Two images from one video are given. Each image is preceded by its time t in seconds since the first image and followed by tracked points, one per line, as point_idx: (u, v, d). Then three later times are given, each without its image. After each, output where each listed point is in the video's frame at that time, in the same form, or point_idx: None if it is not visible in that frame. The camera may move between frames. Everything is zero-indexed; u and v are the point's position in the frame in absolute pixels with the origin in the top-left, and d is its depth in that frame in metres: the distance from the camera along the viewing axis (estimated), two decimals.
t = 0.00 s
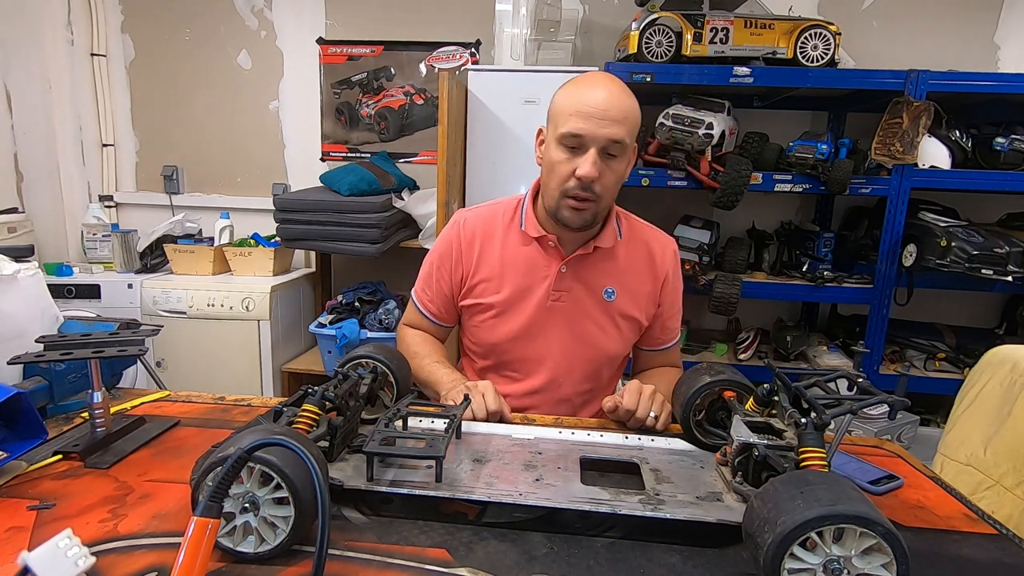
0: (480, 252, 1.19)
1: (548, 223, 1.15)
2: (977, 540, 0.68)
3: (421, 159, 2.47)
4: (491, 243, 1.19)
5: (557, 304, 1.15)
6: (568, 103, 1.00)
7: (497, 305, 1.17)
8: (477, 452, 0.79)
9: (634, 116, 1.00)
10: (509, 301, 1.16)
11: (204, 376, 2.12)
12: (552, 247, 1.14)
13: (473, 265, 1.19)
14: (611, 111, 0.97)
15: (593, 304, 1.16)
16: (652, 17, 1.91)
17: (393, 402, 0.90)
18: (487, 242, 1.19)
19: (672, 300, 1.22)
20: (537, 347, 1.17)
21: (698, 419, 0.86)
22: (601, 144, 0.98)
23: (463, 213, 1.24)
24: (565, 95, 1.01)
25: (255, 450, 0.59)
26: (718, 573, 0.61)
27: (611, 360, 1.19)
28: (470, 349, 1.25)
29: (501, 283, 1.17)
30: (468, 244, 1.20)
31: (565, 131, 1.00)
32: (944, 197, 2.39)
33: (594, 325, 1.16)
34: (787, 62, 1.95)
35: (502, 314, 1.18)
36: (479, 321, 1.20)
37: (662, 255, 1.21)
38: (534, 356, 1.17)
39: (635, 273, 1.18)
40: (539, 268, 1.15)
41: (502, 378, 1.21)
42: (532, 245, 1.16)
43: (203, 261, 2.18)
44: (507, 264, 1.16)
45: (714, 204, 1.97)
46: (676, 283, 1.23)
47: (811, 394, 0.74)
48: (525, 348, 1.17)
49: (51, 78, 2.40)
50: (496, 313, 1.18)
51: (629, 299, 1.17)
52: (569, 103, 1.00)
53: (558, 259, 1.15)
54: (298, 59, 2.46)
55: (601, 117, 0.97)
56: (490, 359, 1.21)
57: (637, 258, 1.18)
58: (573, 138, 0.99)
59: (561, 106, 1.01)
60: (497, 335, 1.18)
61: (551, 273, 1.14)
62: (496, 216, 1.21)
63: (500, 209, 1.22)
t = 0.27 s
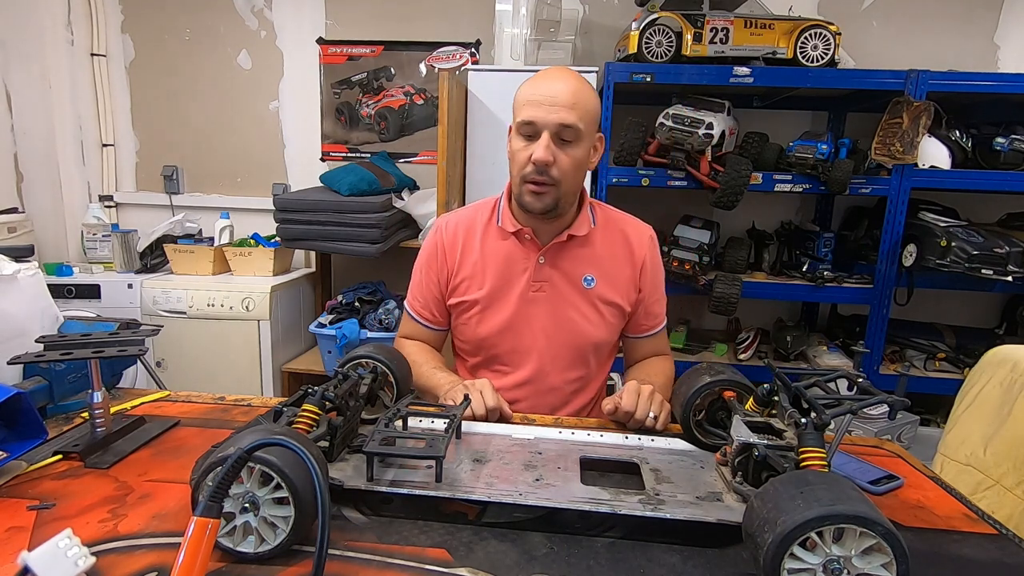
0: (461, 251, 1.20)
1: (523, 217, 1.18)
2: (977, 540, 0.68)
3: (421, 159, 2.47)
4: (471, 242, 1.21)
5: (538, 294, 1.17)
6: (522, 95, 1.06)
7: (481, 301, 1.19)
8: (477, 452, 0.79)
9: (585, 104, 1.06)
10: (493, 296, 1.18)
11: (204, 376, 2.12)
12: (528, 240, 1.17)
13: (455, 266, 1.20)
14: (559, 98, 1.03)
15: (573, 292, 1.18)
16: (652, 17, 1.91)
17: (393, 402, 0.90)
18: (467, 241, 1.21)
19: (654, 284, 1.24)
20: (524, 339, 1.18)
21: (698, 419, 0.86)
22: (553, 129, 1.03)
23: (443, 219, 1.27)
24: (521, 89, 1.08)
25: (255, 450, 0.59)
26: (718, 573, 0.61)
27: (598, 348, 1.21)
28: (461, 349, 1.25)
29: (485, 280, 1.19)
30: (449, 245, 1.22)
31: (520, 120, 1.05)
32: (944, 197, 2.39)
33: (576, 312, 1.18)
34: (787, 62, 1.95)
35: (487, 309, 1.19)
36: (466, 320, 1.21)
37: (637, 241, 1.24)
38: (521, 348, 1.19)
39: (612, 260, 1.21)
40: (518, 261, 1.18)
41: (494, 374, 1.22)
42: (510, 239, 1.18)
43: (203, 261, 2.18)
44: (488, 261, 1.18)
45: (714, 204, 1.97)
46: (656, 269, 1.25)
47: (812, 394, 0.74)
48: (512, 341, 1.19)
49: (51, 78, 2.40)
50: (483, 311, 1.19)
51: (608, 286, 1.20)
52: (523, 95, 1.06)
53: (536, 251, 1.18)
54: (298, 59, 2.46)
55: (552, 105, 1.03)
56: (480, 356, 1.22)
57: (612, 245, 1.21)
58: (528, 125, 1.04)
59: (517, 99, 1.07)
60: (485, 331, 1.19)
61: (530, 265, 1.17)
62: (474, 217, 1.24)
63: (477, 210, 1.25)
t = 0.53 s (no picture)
0: (447, 254, 1.21)
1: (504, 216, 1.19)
2: (977, 540, 0.68)
3: (421, 160, 2.47)
4: (456, 244, 1.21)
5: (525, 292, 1.18)
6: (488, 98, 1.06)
7: (470, 302, 1.19)
8: (477, 452, 0.79)
9: (551, 103, 1.06)
10: (481, 296, 1.19)
11: (204, 376, 2.12)
12: (512, 238, 1.18)
13: (442, 269, 1.21)
14: (524, 98, 1.03)
15: (560, 288, 1.19)
16: (652, 17, 1.91)
17: (393, 402, 0.90)
18: (453, 245, 1.21)
19: (641, 276, 1.24)
20: (514, 337, 1.18)
21: (698, 419, 0.86)
22: (519, 128, 1.04)
23: (428, 225, 1.27)
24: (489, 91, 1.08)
25: (255, 450, 0.59)
26: (718, 573, 0.61)
27: (588, 342, 1.21)
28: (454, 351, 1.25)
29: (472, 281, 1.19)
30: (435, 249, 1.22)
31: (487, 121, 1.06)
32: (944, 197, 2.39)
33: (565, 307, 1.19)
34: (786, 62, 1.95)
35: (477, 308, 1.19)
36: (456, 321, 1.21)
37: (620, 232, 1.24)
38: (512, 345, 1.19)
39: (596, 255, 1.21)
40: (503, 260, 1.18)
41: (487, 373, 1.22)
42: (494, 239, 1.19)
43: (203, 261, 2.18)
44: (474, 261, 1.19)
45: (714, 204, 1.97)
46: (641, 259, 1.25)
47: (811, 394, 0.74)
48: (503, 340, 1.19)
49: (51, 77, 2.39)
50: (472, 311, 1.19)
51: (595, 279, 1.20)
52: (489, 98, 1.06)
53: (520, 249, 1.18)
54: (298, 59, 2.46)
55: (517, 105, 1.03)
56: (473, 356, 1.22)
57: (596, 240, 1.22)
58: (494, 126, 1.04)
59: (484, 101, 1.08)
60: (476, 331, 1.19)
61: (516, 263, 1.18)
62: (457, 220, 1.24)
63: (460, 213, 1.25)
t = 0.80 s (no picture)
0: (440, 257, 1.21)
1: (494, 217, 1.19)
2: (977, 540, 0.68)
3: (421, 160, 2.47)
4: (449, 247, 1.21)
5: (518, 292, 1.18)
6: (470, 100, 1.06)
7: (463, 304, 1.19)
8: (477, 452, 0.79)
9: (532, 103, 1.05)
10: (474, 298, 1.19)
11: (205, 376, 2.12)
12: (503, 239, 1.18)
13: (436, 272, 1.21)
14: (505, 100, 1.03)
15: (553, 288, 1.19)
16: (652, 17, 1.91)
17: (393, 402, 0.90)
18: (445, 248, 1.21)
19: (635, 273, 1.24)
20: (509, 337, 1.18)
21: (698, 419, 0.86)
22: (500, 131, 1.03)
23: (420, 229, 1.27)
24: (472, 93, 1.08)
25: (255, 450, 0.59)
26: (718, 573, 0.61)
27: (583, 340, 1.21)
28: (451, 354, 1.25)
29: (465, 282, 1.19)
30: (428, 253, 1.22)
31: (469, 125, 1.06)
32: (944, 197, 2.39)
33: (559, 307, 1.19)
34: (786, 62, 1.95)
35: (471, 310, 1.19)
36: (452, 324, 1.21)
37: (612, 230, 1.24)
38: (507, 346, 1.19)
39: (588, 253, 1.21)
40: (496, 261, 1.18)
41: (485, 375, 1.22)
42: (485, 240, 1.19)
43: (203, 261, 2.18)
44: (467, 264, 1.19)
45: (714, 205, 1.97)
46: (634, 256, 1.25)
47: (811, 394, 0.74)
48: (498, 342, 1.19)
49: (51, 77, 2.39)
50: (467, 313, 1.19)
51: (588, 277, 1.20)
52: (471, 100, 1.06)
53: (512, 249, 1.18)
54: (298, 59, 2.46)
55: (497, 108, 1.03)
56: (469, 359, 1.22)
57: (588, 238, 1.22)
58: (476, 130, 1.04)
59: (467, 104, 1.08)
60: (471, 333, 1.19)
61: (508, 264, 1.18)
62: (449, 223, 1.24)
63: (451, 216, 1.25)
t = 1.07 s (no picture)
0: (438, 259, 1.21)
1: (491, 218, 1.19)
2: (977, 540, 0.68)
3: (421, 160, 2.47)
4: (446, 249, 1.21)
5: (516, 294, 1.18)
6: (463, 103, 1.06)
7: (461, 307, 1.19)
8: (477, 452, 0.79)
9: (526, 105, 1.05)
10: (472, 299, 1.19)
11: (205, 376, 2.12)
12: (500, 241, 1.18)
13: (433, 274, 1.21)
14: (498, 104, 1.02)
15: (551, 289, 1.19)
16: (652, 17, 1.91)
17: (393, 402, 0.90)
18: (442, 250, 1.21)
19: (633, 273, 1.24)
20: (507, 339, 1.18)
21: (698, 419, 0.86)
22: (494, 135, 1.03)
23: (417, 231, 1.27)
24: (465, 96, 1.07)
25: (254, 450, 0.59)
26: (718, 573, 0.61)
27: (581, 341, 1.21)
28: (450, 356, 1.25)
29: (463, 284, 1.19)
30: (425, 255, 1.22)
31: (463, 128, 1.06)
32: (944, 197, 2.39)
33: (557, 308, 1.19)
34: (786, 62, 1.95)
35: (469, 312, 1.19)
36: (450, 326, 1.21)
37: (610, 230, 1.24)
38: (505, 348, 1.19)
39: (586, 254, 1.21)
40: (493, 263, 1.18)
41: (484, 376, 1.22)
42: (482, 242, 1.19)
43: (203, 261, 2.18)
44: (464, 266, 1.19)
45: (714, 204, 1.97)
46: (632, 256, 1.25)
47: (811, 394, 0.74)
48: (496, 343, 1.19)
49: (51, 78, 2.39)
50: (465, 315, 1.19)
51: (586, 278, 1.20)
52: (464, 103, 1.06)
53: (509, 251, 1.18)
54: (298, 59, 2.46)
55: (490, 111, 1.02)
56: (468, 360, 1.22)
57: (585, 239, 1.22)
58: (470, 133, 1.04)
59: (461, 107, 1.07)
60: (469, 334, 1.19)
61: (505, 266, 1.18)
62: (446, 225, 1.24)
63: (448, 218, 1.25)
